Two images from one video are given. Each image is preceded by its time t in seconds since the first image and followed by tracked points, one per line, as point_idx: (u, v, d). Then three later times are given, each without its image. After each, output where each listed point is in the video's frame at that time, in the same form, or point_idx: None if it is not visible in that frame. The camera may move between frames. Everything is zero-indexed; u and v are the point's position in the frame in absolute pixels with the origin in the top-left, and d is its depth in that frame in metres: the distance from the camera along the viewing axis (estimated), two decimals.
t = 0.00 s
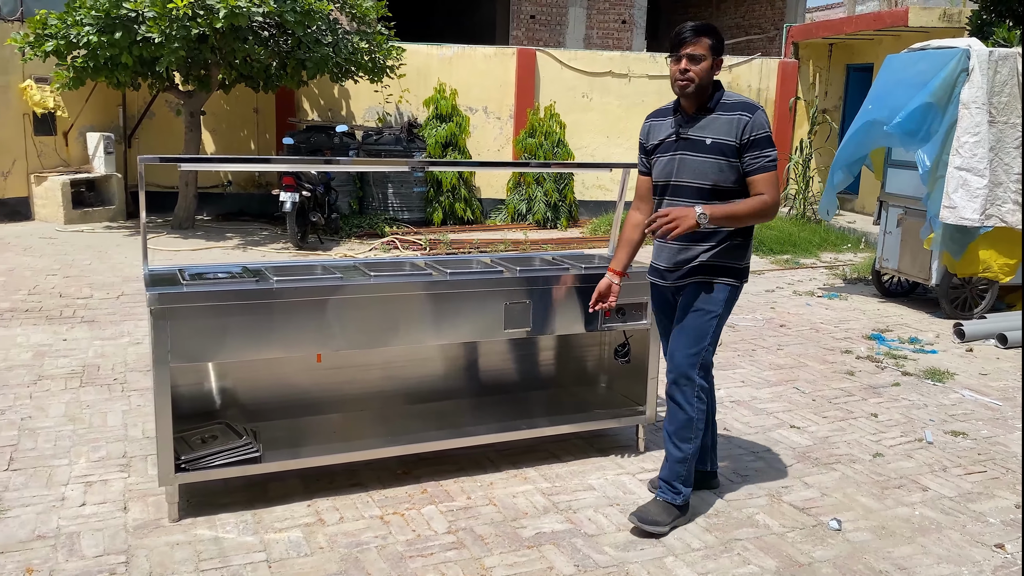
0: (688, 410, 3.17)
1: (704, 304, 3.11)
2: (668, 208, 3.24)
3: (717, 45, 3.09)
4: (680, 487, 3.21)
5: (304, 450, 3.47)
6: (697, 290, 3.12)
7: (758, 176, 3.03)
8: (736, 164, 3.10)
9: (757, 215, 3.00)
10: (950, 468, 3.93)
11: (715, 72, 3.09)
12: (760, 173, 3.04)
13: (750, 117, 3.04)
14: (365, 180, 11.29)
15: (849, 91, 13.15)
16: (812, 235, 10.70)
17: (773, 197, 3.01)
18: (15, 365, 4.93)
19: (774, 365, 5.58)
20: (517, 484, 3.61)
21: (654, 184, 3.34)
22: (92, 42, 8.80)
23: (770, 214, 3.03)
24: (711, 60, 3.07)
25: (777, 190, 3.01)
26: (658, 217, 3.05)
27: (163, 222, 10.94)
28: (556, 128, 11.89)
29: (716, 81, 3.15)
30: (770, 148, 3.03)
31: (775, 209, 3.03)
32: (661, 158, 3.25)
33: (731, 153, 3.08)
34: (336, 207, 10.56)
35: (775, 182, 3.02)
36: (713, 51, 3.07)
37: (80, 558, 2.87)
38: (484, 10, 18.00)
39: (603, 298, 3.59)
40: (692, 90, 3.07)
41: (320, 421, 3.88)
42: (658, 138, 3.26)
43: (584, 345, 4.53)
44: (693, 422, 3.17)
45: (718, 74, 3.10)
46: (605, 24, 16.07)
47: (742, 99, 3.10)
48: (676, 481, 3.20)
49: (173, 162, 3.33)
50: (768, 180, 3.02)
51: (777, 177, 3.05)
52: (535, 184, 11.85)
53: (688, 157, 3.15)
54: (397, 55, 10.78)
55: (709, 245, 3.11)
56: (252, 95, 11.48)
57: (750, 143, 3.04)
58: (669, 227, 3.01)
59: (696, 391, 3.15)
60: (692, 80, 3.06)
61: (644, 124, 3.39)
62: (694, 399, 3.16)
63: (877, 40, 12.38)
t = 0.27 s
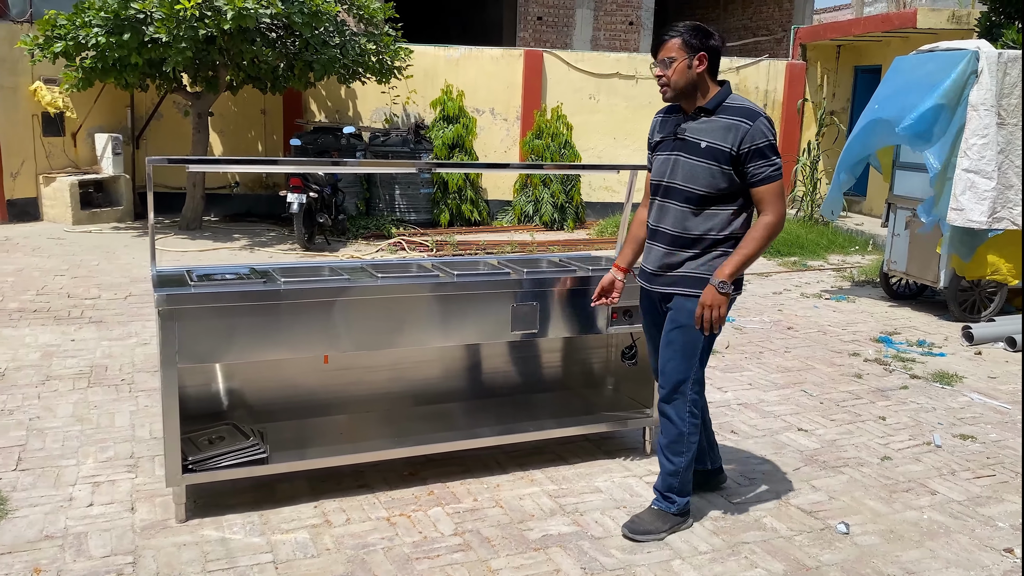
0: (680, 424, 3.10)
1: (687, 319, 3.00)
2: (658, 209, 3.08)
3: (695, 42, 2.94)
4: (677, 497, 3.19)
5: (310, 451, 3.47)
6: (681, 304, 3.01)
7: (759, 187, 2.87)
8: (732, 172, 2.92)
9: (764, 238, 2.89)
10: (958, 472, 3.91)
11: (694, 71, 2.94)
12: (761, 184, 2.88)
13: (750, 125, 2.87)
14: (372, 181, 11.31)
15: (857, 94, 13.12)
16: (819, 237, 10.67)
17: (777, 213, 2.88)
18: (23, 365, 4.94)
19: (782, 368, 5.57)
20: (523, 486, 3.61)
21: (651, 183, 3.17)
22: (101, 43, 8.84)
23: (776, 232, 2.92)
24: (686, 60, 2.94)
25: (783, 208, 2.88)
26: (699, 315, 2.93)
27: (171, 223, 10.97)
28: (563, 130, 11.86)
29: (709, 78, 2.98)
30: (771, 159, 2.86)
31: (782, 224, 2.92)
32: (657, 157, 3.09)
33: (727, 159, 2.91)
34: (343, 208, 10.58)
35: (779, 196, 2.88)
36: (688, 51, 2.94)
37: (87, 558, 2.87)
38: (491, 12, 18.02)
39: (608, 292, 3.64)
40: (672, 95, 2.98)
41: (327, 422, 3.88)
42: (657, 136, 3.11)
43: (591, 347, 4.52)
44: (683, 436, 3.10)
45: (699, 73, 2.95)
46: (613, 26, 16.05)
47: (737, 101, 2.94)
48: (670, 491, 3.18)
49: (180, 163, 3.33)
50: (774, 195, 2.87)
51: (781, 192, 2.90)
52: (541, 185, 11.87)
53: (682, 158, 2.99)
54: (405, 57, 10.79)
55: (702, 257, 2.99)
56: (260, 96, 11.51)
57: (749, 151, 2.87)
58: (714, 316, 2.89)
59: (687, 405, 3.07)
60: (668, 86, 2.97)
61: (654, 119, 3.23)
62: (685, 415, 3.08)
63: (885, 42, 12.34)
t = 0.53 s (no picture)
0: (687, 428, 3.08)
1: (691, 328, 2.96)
2: (654, 212, 3.06)
3: (688, 40, 2.89)
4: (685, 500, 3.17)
5: (317, 451, 3.48)
6: (680, 314, 2.97)
7: (752, 190, 2.81)
8: (725, 174, 2.87)
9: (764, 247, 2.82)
10: (966, 475, 3.89)
11: (689, 70, 2.90)
12: (754, 187, 2.81)
13: (743, 125, 2.81)
14: (379, 182, 11.32)
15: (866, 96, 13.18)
16: (827, 239, 10.65)
17: (776, 218, 2.80)
18: (31, 365, 4.96)
19: (789, 370, 5.55)
20: (530, 488, 3.61)
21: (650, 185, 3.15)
22: (110, 44, 8.88)
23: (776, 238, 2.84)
24: (681, 59, 2.91)
25: (778, 211, 2.79)
26: (710, 341, 2.93)
27: (179, 224, 11.00)
28: (570, 131, 11.85)
29: (707, 76, 2.93)
30: (765, 160, 2.79)
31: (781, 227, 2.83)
32: (655, 159, 3.06)
33: (720, 161, 2.85)
34: (350, 209, 10.59)
35: (775, 199, 2.79)
36: (683, 50, 2.90)
37: (95, 558, 2.88)
38: (498, 13, 18.03)
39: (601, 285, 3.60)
40: (667, 94, 2.97)
41: (333, 423, 3.88)
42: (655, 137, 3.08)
43: (598, 349, 4.52)
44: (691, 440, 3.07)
45: (694, 71, 2.90)
46: (620, 27, 16.04)
47: (732, 100, 2.88)
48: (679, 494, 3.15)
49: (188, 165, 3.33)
50: (771, 198, 2.79)
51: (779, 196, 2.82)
52: (548, 186, 11.85)
53: (676, 160, 2.95)
54: (412, 58, 10.80)
55: (700, 266, 2.95)
56: (268, 98, 11.54)
57: (742, 153, 2.81)
58: (726, 343, 2.88)
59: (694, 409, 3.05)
60: (662, 85, 2.95)
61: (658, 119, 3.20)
62: (692, 419, 3.06)
63: (893, 43, 12.33)
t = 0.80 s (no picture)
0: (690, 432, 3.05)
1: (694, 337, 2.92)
2: (646, 215, 3.01)
3: (682, 42, 2.82)
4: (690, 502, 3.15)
5: (323, 452, 3.49)
6: (676, 320, 2.93)
7: (739, 193, 2.75)
8: (714, 178, 2.82)
9: (747, 251, 2.76)
10: (974, 478, 3.87)
11: (684, 74, 2.84)
12: (742, 191, 2.75)
13: (731, 127, 2.76)
14: (386, 183, 11.32)
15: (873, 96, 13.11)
16: (834, 241, 10.62)
17: (761, 222, 2.74)
18: (40, 365, 4.98)
19: (796, 372, 5.54)
20: (536, 489, 3.60)
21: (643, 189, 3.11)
22: (118, 45, 8.92)
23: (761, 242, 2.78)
24: (676, 63, 2.83)
25: (762, 215, 2.73)
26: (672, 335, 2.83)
27: (187, 224, 11.04)
28: (577, 133, 11.82)
29: (699, 79, 2.87)
30: (753, 163, 2.73)
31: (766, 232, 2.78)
32: (647, 163, 3.02)
33: (709, 164, 2.81)
34: (357, 210, 10.61)
35: (761, 204, 2.74)
36: (678, 54, 2.82)
37: (102, 557, 2.89)
38: (506, 14, 18.05)
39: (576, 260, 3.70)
40: (658, 97, 2.89)
41: (340, 424, 3.89)
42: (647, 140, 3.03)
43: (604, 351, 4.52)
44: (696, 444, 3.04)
45: (689, 75, 2.84)
46: (627, 28, 16.03)
47: (721, 102, 2.82)
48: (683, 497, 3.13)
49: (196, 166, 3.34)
50: (758, 202, 2.73)
51: (766, 199, 2.76)
52: (555, 187, 11.85)
53: (667, 163, 2.91)
54: (419, 59, 10.81)
55: (692, 270, 2.90)
56: (275, 99, 11.57)
57: (729, 156, 2.76)
58: (693, 343, 2.80)
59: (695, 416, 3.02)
60: (654, 88, 2.88)
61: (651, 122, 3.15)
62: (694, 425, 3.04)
63: (902, 44, 12.28)
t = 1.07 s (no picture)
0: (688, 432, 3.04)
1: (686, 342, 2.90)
2: (624, 222, 2.97)
3: (655, 47, 2.82)
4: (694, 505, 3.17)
5: (329, 452, 3.50)
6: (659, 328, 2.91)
7: (716, 191, 2.73)
8: (691, 178, 2.80)
9: (725, 249, 2.74)
10: (980, 481, 3.87)
11: (657, 78, 2.83)
12: (720, 189, 2.74)
13: (705, 125, 2.74)
14: (392, 184, 11.33)
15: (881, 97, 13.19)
16: (841, 242, 10.60)
17: (738, 219, 2.74)
18: (48, 365, 5.01)
19: (802, 374, 5.53)
20: (540, 491, 3.61)
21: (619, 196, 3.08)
22: (126, 46, 8.96)
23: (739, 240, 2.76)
24: (650, 68, 2.82)
25: (739, 212, 2.72)
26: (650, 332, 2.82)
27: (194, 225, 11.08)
28: (583, 134, 11.80)
29: (672, 84, 2.86)
30: (728, 160, 2.72)
31: (744, 230, 2.76)
32: (623, 169, 3.00)
33: (685, 165, 2.79)
34: (363, 211, 10.63)
35: (737, 201, 2.72)
36: (651, 59, 2.81)
37: (109, 557, 2.91)
38: (513, 15, 18.08)
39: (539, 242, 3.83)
40: (632, 101, 2.88)
41: (345, 425, 3.90)
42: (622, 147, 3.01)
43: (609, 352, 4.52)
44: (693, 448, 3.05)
45: (661, 80, 2.83)
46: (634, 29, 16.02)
47: (694, 102, 2.81)
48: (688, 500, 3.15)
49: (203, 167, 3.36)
50: (733, 199, 2.72)
51: (742, 197, 2.75)
52: (562, 189, 11.86)
53: (642, 167, 2.88)
54: (426, 61, 10.83)
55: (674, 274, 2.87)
56: (282, 100, 11.60)
57: (705, 155, 2.74)
58: (670, 339, 2.79)
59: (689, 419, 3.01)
60: (628, 93, 2.86)
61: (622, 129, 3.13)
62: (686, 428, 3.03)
63: (910, 45, 12.27)
